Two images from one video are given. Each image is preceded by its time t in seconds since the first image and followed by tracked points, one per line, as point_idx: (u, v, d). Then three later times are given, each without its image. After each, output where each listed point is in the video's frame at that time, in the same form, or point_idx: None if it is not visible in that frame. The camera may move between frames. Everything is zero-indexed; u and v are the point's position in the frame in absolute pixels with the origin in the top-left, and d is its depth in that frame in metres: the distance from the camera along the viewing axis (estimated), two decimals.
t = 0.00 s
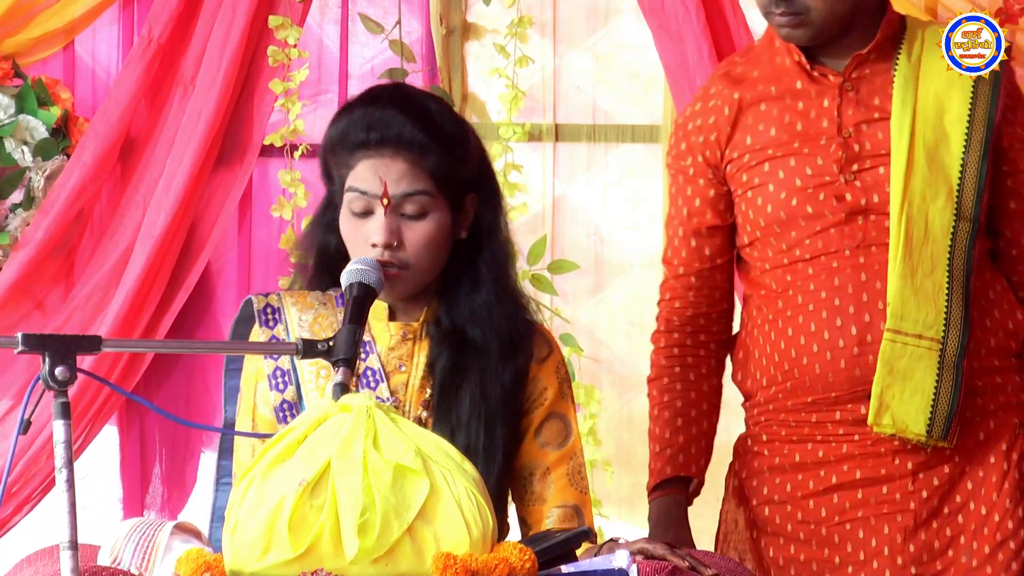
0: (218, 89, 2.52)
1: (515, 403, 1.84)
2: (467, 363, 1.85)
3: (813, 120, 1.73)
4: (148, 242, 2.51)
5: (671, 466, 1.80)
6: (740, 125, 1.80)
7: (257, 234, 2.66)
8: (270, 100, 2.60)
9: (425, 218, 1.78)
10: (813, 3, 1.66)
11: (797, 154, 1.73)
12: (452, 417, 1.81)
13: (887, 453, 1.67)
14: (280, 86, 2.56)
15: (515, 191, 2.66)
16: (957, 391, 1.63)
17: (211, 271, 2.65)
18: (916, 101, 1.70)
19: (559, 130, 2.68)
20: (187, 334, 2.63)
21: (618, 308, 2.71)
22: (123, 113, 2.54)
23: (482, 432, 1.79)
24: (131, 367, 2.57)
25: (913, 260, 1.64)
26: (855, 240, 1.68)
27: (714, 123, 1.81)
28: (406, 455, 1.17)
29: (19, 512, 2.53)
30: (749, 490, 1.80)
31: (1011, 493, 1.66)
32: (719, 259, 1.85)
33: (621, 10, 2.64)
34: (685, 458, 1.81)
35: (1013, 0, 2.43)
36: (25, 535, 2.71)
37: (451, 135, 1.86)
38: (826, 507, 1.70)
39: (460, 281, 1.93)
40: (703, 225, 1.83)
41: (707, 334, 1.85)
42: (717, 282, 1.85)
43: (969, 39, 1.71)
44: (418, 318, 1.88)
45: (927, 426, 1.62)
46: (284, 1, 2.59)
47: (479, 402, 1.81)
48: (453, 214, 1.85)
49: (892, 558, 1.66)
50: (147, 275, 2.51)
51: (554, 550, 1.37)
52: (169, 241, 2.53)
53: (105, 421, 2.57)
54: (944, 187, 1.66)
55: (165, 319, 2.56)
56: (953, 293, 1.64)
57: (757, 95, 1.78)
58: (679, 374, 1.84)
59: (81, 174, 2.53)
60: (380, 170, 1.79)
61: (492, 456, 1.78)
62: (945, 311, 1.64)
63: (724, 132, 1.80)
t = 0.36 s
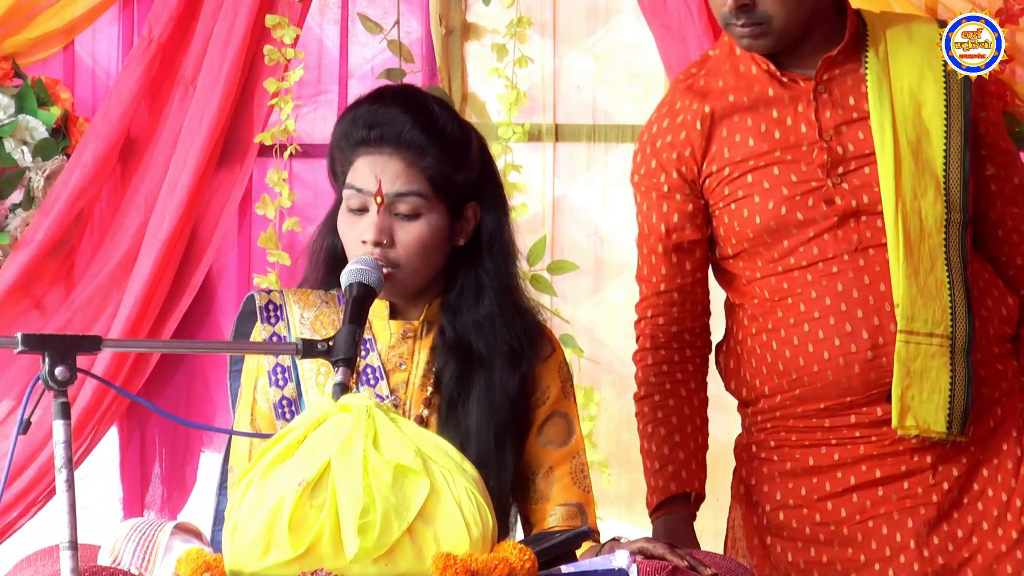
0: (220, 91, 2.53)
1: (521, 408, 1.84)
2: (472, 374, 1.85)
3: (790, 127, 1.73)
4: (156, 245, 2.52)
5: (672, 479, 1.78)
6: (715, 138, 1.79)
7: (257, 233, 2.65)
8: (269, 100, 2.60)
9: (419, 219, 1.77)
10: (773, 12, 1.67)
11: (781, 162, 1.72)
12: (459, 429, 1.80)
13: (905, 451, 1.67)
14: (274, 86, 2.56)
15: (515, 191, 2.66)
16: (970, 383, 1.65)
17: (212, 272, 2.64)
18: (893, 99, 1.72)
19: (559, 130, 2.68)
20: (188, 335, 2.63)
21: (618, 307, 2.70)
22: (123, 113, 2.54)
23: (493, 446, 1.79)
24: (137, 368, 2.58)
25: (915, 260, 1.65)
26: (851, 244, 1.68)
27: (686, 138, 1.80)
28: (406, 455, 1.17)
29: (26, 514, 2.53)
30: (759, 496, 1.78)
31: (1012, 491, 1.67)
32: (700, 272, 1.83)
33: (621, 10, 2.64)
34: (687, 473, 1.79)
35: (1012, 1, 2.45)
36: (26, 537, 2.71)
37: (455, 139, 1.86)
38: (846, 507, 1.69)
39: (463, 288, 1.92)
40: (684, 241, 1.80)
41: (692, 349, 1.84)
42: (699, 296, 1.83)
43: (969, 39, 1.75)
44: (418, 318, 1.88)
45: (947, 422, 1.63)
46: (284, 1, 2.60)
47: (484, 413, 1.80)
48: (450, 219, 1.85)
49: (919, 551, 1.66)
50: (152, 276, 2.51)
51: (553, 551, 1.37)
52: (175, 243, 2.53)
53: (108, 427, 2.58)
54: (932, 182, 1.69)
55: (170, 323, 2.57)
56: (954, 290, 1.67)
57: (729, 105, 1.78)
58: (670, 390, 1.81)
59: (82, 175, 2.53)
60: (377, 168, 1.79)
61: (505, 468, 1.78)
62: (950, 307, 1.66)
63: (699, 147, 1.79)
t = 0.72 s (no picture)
0: (222, 91, 2.54)
1: (508, 403, 1.85)
2: (457, 367, 1.86)
3: (785, 130, 1.73)
4: (153, 245, 2.52)
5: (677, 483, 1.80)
6: (710, 140, 1.78)
7: (258, 234, 2.66)
8: (269, 100, 2.61)
9: (411, 220, 1.78)
10: (771, 15, 1.67)
11: (778, 164, 1.72)
12: (447, 420, 1.83)
13: (909, 450, 1.67)
14: (276, 86, 2.56)
15: (516, 191, 2.66)
16: (972, 383, 1.65)
17: (212, 271, 2.64)
18: (890, 100, 1.72)
19: (559, 130, 2.68)
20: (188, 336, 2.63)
21: (618, 307, 2.71)
22: (123, 113, 2.54)
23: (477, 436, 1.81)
24: (135, 368, 2.58)
25: (916, 260, 1.65)
26: (851, 245, 1.68)
27: (680, 141, 1.79)
28: (406, 455, 1.18)
29: (25, 517, 2.54)
30: (760, 497, 1.79)
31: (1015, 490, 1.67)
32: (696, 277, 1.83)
33: (621, 9, 2.64)
34: (693, 480, 1.81)
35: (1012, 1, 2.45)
36: (26, 537, 2.71)
37: (441, 137, 1.87)
38: (850, 507, 1.70)
39: (447, 284, 1.94)
40: (679, 246, 1.80)
41: (690, 353, 1.86)
42: (695, 301, 1.84)
43: (969, 39, 1.76)
44: (402, 319, 1.88)
45: (950, 423, 1.63)
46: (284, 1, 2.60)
47: (471, 405, 1.82)
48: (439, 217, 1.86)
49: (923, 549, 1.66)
50: (152, 274, 2.52)
51: (553, 551, 1.38)
52: (174, 243, 2.54)
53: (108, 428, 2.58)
54: (929, 181, 1.69)
55: (168, 321, 2.57)
56: (955, 290, 1.67)
57: (723, 108, 1.77)
58: (670, 396, 1.83)
59: (82, 174, 2.53)
60: (366, 169, 1.79)
61: (490, 459, 1.80)
62: (950, 308, 1.66)
63: (693, 149, 1.78)
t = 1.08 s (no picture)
0: (229, 90, 2.54)
1: (500, 401, 1.87)
2: (450, 365, 1.87)
3: (785, 126, 1.73)
4: (165, 246, 2.53)
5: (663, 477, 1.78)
6: (708, 135, 1.78)
7: (257, 236, 2.67)
8: (272, 102, 2.61)
9: (410, 214, 1.78)
10: (777, 12, 1.67)
11: (777, 159, 1.72)
12: (439, 418, 1.83)
13: (909, 444, 1.67)
14: (287, 90, 2.57)
15: (520, 190, 2.67)
16: (968, 381, 1.66)
17: (211, 272, 2.64)
18: (891, 100, 1.72)
19: (559, 130, 2.68)
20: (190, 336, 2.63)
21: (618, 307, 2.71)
22: (124, 113, 2.54)
23: (469, 433, 1.82)
24: (139, 367, 2.58)
25: (914, 258, 1.65)
26: (847, 241, 1.68)
27: (678, 135, 1.78)
28: (406, 455, 1.18)
29: (27, 516, 2.53)
30: (761, 497, 1.78)
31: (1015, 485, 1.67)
32: (689, 271, 1.82)
33: (621, 9, 2.64)
34: (678, 473, 1.78)
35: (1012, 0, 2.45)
36: (26, 538, 2.71)
37: (440, 134, 1.89)
38: (851, 504, 1.69)
39: (439, 282, 1.95)
40: (673, 240, 1.79)
41: (679, 349, 1.83)
42: (687, 296, 1.82)
43: (968, 39, 1.79)
44: (393, 318, 1.88)
45: (945, 419, 1.63)
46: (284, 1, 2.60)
47: (464, 403, 1.83)
48: (436, 216, 1.86)
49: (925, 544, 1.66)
50: (163, 275, 2.52)
51: (553, 550, 1.38)
52: (180, 245, 2.54)
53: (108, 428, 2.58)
54: (927, 181, 1.69)
55: (170, 319, 2.56)
56: (951, 288, 1.67)
57: (723, 103, 1.77)
58: (659, 389, 1.81)
59: (82, 174, 2.53)
60: (367, 162, 1.79)
61: (481, 453, 1.81)
62: (947, 306, 1.66)
63: (692, 143, 1.78)
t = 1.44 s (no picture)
0: (231, 89, 2.55)
1: (504, 394, 1.87)
2: (455, 356, 1.87)
3: (784, 124, 1.73)
4: (164, 245, 2.53)
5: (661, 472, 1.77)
6: (707, 133, 1.78)
7: (258, 235, 2.66)
8: (274, 101, 2.61)
9: (416, 207, 1.78)
10: (779, 8, 1.68)
11: (774, 157, 1.72)
12: (446, 410, 1.83)
13: (904, 442, 1.67)
14: (291, 89, 2.58)
15: (520, 191, 2.67)
16: (962, 382, 1.66)
17: (212, 271, 2.64)
18: (889, 100, 1.72)
19: (559, 130, 2.68)
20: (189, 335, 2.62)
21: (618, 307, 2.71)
22: (124, 114, 2.54)
23: (478, 422, 1.82)
24: (135, 366, 2.57)
25: (910, 257, 1.65)
26: (844, 239, 1.68)
27: (677, 133, 1.78)
28: (406, 455, 1.18)
29: (21, 512, 2.52)
30: (758, 497, 1.78)
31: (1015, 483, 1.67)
32: (689, 270, 1.82)
33: (621, 9, 2.64)
34: (680, 469, 1.78)
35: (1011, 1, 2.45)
36: (25, 536, 2.71)
37: (438, 127, 1.89)
38: (846, 502, 1.69)
39: (441, 276, 1.94)
40: (672, 238, 1.79)
41: (680, 347, 1.83)
42: (686, 294, 1.82)
43: (967, 40, 1.80)
44: (397, 314, 1.89)
45: (938, 419, 1.63)
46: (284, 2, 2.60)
47: (472, 391, 1.83)
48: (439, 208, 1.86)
49: (920, 537, 1.65)
50: (156, 274, 2.51)
51: (552, 550, 1.38)
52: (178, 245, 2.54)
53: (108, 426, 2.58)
54: (925, 180, 1.69)
55: (168, 319, 2.56)
56: (946, 288, 1.67)
57: (722, 101, 1.77)
58: (658, 387, 1.80)
59: (82, 175, 2.53)
60: (371, 159, 1.79)
61: (490, 446, 1.81)
62: (942, 307, 1.66)
63: (691, 140, 1.78)
